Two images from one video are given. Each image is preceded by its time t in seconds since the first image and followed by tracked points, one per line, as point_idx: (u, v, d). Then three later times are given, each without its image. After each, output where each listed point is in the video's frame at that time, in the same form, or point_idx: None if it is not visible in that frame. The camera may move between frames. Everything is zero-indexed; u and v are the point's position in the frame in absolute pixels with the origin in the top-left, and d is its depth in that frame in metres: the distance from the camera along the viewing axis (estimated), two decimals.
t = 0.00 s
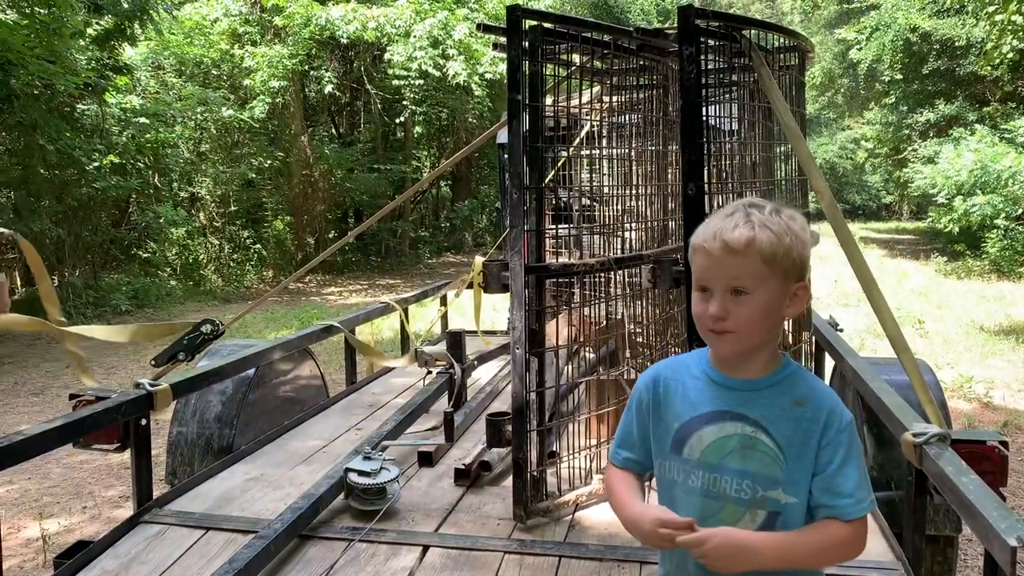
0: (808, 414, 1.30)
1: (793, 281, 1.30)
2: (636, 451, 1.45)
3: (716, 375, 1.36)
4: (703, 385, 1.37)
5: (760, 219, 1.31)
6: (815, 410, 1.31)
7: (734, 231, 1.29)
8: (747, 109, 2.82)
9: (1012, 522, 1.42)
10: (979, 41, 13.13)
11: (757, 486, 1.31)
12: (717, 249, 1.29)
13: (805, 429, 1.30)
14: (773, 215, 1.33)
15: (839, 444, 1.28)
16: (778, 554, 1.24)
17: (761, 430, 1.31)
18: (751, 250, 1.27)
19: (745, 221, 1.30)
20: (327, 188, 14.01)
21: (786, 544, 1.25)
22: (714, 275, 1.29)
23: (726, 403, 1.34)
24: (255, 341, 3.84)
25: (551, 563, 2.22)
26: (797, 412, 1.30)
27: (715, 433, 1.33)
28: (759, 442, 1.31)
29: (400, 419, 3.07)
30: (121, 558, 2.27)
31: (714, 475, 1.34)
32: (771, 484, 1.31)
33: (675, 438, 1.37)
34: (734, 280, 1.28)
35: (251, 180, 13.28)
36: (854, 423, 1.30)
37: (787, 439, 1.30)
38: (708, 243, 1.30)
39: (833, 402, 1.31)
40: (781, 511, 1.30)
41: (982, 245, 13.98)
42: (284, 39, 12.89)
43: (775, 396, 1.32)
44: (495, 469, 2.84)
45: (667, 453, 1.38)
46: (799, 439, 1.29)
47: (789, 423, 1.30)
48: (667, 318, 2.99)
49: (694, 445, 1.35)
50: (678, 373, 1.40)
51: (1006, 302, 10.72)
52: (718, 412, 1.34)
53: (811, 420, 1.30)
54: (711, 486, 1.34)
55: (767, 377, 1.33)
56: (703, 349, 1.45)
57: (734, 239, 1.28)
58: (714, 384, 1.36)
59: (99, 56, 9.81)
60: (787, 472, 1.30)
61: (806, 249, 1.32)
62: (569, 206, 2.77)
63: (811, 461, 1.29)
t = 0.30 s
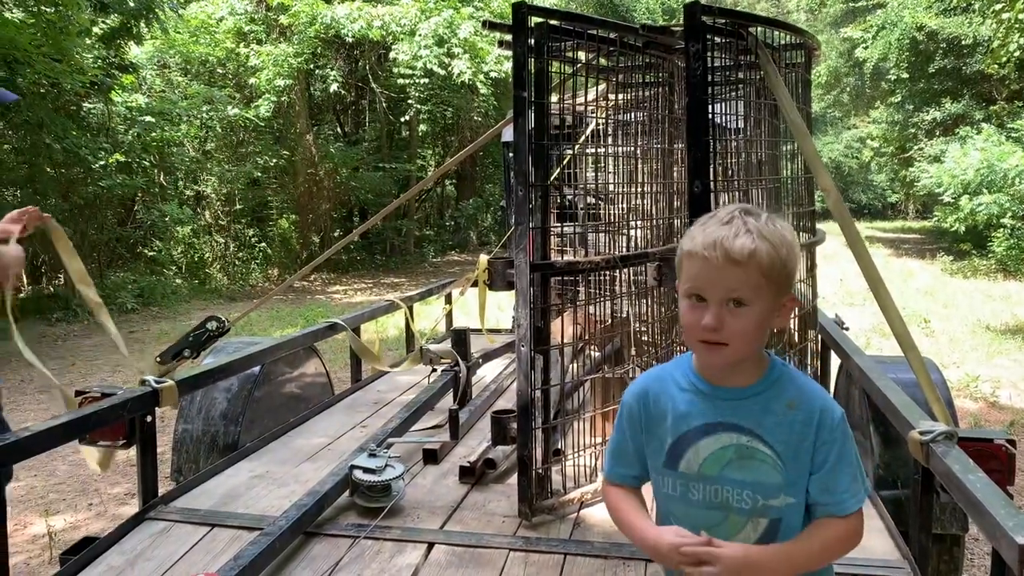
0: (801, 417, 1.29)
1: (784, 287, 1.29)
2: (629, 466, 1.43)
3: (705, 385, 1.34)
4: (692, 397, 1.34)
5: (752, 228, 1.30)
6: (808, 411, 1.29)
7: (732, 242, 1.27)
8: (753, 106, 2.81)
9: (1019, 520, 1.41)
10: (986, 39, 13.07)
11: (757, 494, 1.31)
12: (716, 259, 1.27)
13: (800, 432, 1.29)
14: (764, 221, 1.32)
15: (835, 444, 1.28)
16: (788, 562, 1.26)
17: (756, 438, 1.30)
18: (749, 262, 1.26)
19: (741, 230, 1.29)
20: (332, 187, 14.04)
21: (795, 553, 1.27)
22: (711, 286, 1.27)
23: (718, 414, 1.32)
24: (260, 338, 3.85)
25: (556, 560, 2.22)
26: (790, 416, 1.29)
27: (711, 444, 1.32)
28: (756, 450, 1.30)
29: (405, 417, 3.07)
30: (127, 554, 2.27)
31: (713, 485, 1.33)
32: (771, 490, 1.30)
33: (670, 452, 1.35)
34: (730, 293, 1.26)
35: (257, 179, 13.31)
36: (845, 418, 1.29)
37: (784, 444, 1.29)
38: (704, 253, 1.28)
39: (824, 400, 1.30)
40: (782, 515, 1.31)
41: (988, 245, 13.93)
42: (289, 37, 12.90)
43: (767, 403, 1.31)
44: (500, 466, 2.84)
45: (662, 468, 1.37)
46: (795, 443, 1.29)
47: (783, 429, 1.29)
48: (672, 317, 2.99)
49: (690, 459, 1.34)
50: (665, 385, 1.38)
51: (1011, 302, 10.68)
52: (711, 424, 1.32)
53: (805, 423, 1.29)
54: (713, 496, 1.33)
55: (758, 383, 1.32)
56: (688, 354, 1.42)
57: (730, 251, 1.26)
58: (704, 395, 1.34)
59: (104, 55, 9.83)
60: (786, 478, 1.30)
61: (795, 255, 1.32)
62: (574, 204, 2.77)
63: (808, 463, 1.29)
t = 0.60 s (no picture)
0: (806, 412, 1.28)
1: (785, 277, 1.28)
2: (637, 466, 1.43)
3: (708, 380, 1.34)
4: (696, 393, 1.34)
5: (752, 217, 1.29)
6: (812, 406, 1.28)
7: (731, 231, 1.27)
8: (765, 103, 2.80)
9: None
10: (997, 36, 12.98)
11: (762, 491, 1.30)
12: (714, 248, 1.26)
13: (805, 428, 1.27)
14: (764, 211, 1.31)
15: (840, 439, 1.26)
16: (793, 562, 1.25)
17: (760, 434, 1.29)
18: (750, 250, 1.25)
19: (739, 219, 1.28)
20: (340, 185, 14.05)
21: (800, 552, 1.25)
22: (710, 276, 1.26)
23: (722, 410, 1.32)
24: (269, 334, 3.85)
25: (566, 557, 2.21)
26: (795, 411, 1.28)
27: (714, 441, 1.32)
28: (760, 446, 1.29)
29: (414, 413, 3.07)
30: (137, 549, 2.28)
31: (719, 482, 1.32)
32: (777, 487, 1.29)
33: (675, 449, 1.35)
34: (730, 282, 1.26)
35: (266, 176, 13.34)
36: (854, 414, 1.27)
37: (788, 440, 1.28)
38: (702, 242, 1.28)
39: (830, 395, 1.29)
40: (789, 513, 1.29)
41: (999, 243, 13.85)
42: (298, 34, 12.93)
43: (771, 398, 1.30)
44: (509, 463, 2.84)
45: (667, 465, 1.37)
46: (800, 439, 1.28)
47: (787, 424, 1.28)
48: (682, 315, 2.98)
49: (694, 455, 1.33)
50: (670, 382, 1.38)
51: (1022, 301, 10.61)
52: (715, 419, 1.32)
53: (810, 418, 1.27)
54: (718, 494, 1.33)
55: (761, 378, 1.31)
56: (694, 350, 1.42)
57: (729, 239, 1.26)
58: (707, 390, 1.34)
59: (114, 51, 9.88)
60: (792, 475, 1.28)
61: (797, 245, 1.31)
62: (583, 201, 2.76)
63: (814, 459, 1.27)
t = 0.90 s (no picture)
0: (830, 404, 1.27)
1: (810, 267, 1.28)
2: (655, 460, 1.42)
3: (731, 371, 1.34)
4: (717, 384, 1.34)
5: (779, 205, 1.29)
6: (836, 398, 1.28)
7: (758, 218, 1.27)
8: (777, 100, 2.78)
9: None
10: (1010, 33, 12.89)
11: (785, 484, 1.29)
12: (742, 233, 1.26)
13: (829, 421, 1.27)
14: (789, 199, 1.31)
15: (864, 432, 1.26)
16: (817, 556, 1.24)
17: (783, 424, 1.29)
18: (776, 237, 1.25)
19: (765, 207, 1.28)
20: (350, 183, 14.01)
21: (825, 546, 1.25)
22: (735, 263, 1.26)
23: (744, 401, 1.31)
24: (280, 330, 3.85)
25: (577, 555, 2.21)
26: (818, 403, 1.28)
27: (736, 432, 1.31)
28: (783, 438, 1.29)
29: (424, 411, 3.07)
30: (149, 545, 2.28)
31: (740, 475, 1.32)
32: (799, 481, 1.28)
33: (696, 441, 1.34)
34: (756, 269, 1.26)
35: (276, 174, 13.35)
36: (878, 408, 1.27)
37: (811, 432, 1.27)
38: (729, 228, 1.28)
39: (854, 388, 1.29)
40: (811, 507, 1.29)
41: (1011, 241, 13.76)
42: (308, 32, 12.96)
43: (794, 390, 1.30)
44: (519, 460, 2.83)
45: (687, 458, 1.36)
46: (823, 432, 1.27)
47: (810, 416, 1.28)
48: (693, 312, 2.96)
49: (715, 447, 1.32)
50: (690, 373, 1.37)
51: None
52: (737, 410, 1.31)
53: (834, 410, 1.27)
54: (739, 487, 1.31)
55: (784, 369, 1.31)
56: (714, 344, 1.42)
57: (756, 227, 1.26)
58: (729, 381, 1.33)
59: (125, 49, 9.93)
60: (815, 468, 1.27)
61: (822, 235, 1.31)
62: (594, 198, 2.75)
63: (837, 452, 1.27)
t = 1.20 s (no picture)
0: (858, 400, 1.29)
1: (844, 265, 1.30)
2: (678, 456, 1.42)
3: (759, 366, 1.35)
4: (745, 379, 1.35)
5: (816, 202, 1.31)
6: (864, 395, 1.29)
7: (796, 213, 1.29)
8: (786, 100, 2.77)
9: None
10: (1020, 31, 12.81)
11: (811, 479, 1.30)
12: (780, 228, 1.28)
13: (857, 417, 1.28)
14: (827, 198, 1.34)
15: (892, 429, 1.27)
16: (841, 550, 1.25)
17: (812, 419, 1.30)
18: (814, 232, 1.27)
19: (803, 203, 1.31)
20: (357, 183, 14.07)
21: (850, 540, 1.25)
22: (772, 258, 1.28)
23: (772, 395, 1.32)
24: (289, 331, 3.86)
25: (587, 556, 2.20)
26: (847, 399, 1.29)
27: (764, 425, 1.32)
28: (811, 432, 1.29)
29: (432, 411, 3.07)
30: (158, 545, 2.28)
31: (766, 470, 1.32)
32: (825, 476, 1.29)
33: (723, 436, 1.35)
34: (793, 263, 1.27)
35: (284, 174, 13.36)
36: (905, 407, 1.29)
37: (840, 428, 1.28)
38: (767, 223, 1.30)
39: (882, 386, 1.30)
40: (835, 504, 1.29)
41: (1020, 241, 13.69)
42: (316, 32, 12.98)
43: (822, 385, 1.31)
44: (528, 461, 2.83)
45: (712, 453, 1.36)
46: (851, 427, 1.28)
47: (839, 412, 1.29)
48: (702, 313, 2.95)
49: (742, 441, 1.33)
50: (717, 368, 1.38)
51: None
52: (765, 405, 1.32)
53: (862, 406, 1.29)
54: (765, 482, 1.32)
55: (811, 366, 1.32)
56: (739, 342, 1.43)
57: (793, 222, 1.28)
58: (757, 375, 1.35)
59: (134, 50, 9.95)
60: (842, 463, 1.28)
61: (856, 234, 1.33)
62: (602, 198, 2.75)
63: (865, 449, 1.28)
